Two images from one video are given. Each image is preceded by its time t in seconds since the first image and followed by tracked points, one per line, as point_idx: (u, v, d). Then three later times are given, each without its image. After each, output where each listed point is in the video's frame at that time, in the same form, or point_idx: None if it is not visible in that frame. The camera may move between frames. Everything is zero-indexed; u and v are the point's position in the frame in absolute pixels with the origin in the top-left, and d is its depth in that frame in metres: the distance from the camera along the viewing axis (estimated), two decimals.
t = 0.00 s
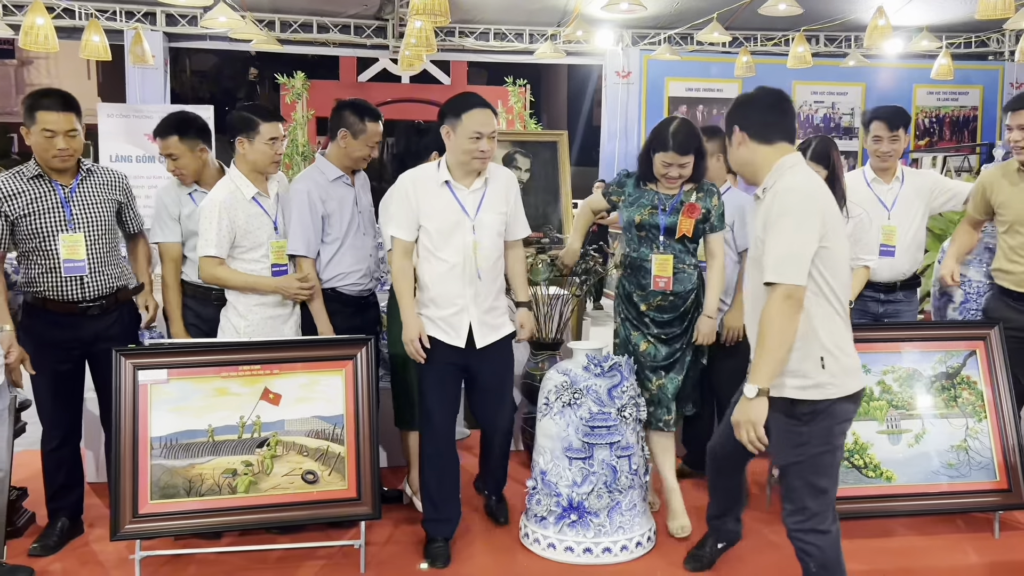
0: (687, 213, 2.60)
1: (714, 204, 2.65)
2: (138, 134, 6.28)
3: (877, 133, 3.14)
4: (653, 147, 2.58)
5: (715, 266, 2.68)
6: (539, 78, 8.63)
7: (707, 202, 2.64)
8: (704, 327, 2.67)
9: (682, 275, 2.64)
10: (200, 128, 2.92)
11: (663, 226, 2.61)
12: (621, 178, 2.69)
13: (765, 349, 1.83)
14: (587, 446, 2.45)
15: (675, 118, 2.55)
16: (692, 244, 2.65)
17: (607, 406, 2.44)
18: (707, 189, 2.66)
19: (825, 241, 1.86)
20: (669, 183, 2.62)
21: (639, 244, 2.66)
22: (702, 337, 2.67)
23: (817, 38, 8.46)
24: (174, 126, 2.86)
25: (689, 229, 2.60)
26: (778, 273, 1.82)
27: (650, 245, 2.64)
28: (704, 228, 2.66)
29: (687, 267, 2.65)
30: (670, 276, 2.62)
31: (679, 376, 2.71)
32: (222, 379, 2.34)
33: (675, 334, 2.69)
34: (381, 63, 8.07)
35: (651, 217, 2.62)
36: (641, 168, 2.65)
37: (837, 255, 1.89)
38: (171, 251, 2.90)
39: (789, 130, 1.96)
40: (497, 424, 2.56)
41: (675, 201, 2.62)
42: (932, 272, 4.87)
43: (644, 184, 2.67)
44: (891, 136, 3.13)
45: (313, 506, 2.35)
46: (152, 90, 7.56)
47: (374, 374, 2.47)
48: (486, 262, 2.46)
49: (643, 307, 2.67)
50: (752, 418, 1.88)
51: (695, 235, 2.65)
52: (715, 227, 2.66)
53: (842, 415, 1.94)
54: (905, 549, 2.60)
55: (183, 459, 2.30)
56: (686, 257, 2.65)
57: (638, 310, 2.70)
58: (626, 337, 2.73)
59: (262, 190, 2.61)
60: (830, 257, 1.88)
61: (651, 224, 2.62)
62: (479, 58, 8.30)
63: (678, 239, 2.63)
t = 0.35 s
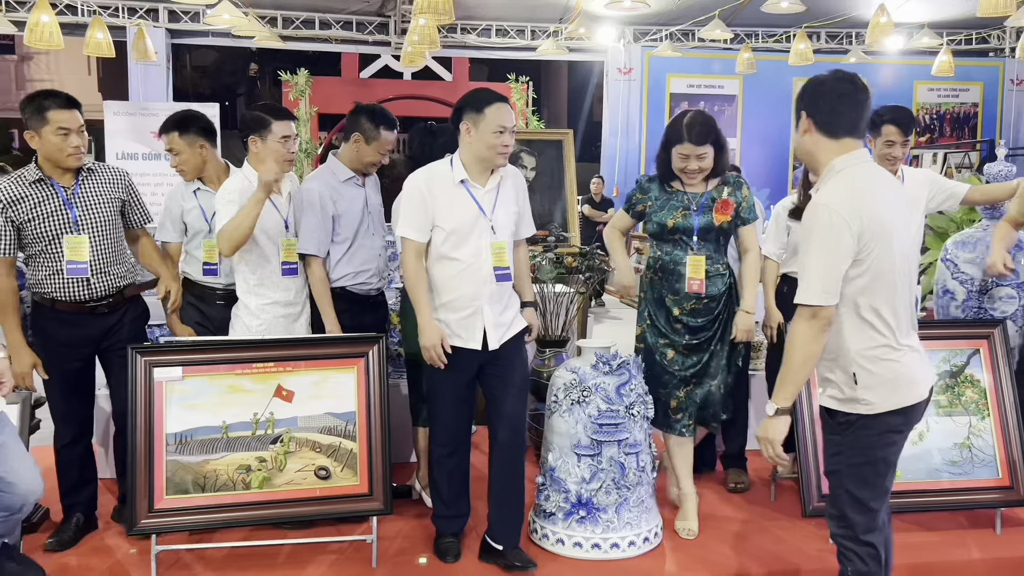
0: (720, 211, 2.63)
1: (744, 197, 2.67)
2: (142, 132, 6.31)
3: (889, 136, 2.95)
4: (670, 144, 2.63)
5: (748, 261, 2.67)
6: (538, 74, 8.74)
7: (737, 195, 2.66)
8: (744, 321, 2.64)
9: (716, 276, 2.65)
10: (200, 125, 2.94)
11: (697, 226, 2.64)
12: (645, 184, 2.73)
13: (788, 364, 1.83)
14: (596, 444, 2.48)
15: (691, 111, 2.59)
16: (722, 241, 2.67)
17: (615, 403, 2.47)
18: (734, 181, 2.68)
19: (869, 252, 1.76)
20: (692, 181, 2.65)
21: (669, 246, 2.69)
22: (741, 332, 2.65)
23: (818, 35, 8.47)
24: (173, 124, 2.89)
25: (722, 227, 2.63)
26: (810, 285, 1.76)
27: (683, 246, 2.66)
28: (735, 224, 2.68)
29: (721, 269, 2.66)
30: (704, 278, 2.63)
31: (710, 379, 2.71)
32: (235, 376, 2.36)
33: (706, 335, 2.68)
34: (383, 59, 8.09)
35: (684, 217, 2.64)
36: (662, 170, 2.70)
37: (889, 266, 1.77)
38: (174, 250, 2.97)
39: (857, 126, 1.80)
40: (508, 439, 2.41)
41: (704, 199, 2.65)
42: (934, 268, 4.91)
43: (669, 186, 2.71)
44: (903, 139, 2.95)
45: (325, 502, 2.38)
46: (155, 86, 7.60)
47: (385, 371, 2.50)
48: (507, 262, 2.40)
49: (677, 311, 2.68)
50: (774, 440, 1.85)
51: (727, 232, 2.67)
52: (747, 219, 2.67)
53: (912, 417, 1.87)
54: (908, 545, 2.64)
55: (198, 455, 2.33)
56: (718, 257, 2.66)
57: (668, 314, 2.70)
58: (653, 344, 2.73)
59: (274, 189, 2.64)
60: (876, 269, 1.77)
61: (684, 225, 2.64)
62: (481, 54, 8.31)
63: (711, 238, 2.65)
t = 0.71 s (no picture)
0: (752, 206, 2.53)
1: (775, 192, 2.57)
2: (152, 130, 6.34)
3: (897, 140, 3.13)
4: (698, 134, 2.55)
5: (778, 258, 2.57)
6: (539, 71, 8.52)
7: (769, 190, 2.56)
8: (774, 321, 2.52)
9: (745, 271, 2.57)
10: (208, 123, 2.94)
11: (727, 221, 2.54)
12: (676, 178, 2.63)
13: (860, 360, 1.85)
14: (608, 440, 2.51)
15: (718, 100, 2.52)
16: (751, 238, 2.59)
17: (627, 400, 2.51)
18: (767, 177, 2.58)
19: (953, 260, 1.71)
20: (723, 170, 2.54)
21: (698, 242, 2.59)
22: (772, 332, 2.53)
23: (820, 33, 8.49)
24: (183, 120, 2.91)
25: (756, 223, 2.54)
26: (885, 289, 1.75)
27: (713, 240, 2.57)
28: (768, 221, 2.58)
29: (751, 264, 2.57)
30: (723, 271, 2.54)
31: (743, 382, 2.60)
32: (252, 373, 2.40)
33: (737, 335, 2.58)
34: (387, 57, 8.12)
35: (716, 212, 2.55)
36: (693, 163, 2.61)
37: (971, 274, 1.72)
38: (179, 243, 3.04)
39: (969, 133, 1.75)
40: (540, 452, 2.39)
41: (736, 193, 2.55)
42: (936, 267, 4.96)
43: (698, 179, 2.61)
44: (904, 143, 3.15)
45: (341, 497, 2.42)
46: (160, 84, 7.63)
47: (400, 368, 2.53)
48: (544, 257, 2.36)
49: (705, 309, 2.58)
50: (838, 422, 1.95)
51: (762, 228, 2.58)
52: (778, 217, 2.56)
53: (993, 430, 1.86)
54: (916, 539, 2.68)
55: (215, 451, 2.37)
56: (747, 252, 2.57)
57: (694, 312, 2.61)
58: (682, 343, 2.66)
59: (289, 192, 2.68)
60: (958, 277, 1.72)
61: (715, 220, 2.55)
62: (484, 52, 8.34)
63: (742, 232, 2.56)
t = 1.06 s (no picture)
0: (781, 208, 2.45)
1: (809, 200, 2.47)
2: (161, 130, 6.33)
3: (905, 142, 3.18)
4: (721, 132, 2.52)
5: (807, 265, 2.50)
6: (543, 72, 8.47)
7: (802, 196, 2.46)
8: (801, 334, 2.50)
9: (771, 274, 2.49)
10: (193, 122, 2.89)
11: (751, 222, 2.46)
12: (708, 178, 2.58)
13: (965, 354, 1.75)
14: (619, 438, 2.55)
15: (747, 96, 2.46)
16: (781, 241, 2.50)
17: (638, 399, 2.54)
18: (802, 181, 2.48)
19: None
20: (750, 168, 2.48)
21: (722, 243, 2.52)
22: (800, 345, 2.50)
23: (824, 33, 8.47)
24: (167, 120, 2.85)
25: (782, 227, 2.46)
26: (997, 273, 1.70)
27: (738, 239, 2.50)
28: (798, 226, 2.48)
29: (778, 267, 2.49)
30: (755, 272, 2.48)
31: (762, 388, 2.56)
32: (268, 371, 2.42)
33: (765, 339, 2.52)
34: (392, 57, 8.12)
35: (738, 213, 2.47)
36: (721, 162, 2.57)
37: None
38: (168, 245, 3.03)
39: None
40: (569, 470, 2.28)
41: (765, 195, 2.47)
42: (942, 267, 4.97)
43: (730, 178, 2.54)
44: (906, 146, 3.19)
45: (357, 494, 2.44)
46: (165, 83, 7.63)
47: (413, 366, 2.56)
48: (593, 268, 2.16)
49: (728, 310, 2.52)
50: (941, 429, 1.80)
51: (789, 233, 2.49)
52: (812, 224, 2.48)
53: None
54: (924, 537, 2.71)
55: (232, 448, 2.39)
56: (774, 254, 2.49)
57: (720, 315, 2.55)
58: (706, 345, 2.59)
59: (305, 194, 2.71)
60: None
61: (738, 221, 2.48)
62: (489, 52, 8.35)
63: (770, 234, 2.48)
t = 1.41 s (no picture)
0: (799, 224, 2.37)
1: (826, 215, 2.40)
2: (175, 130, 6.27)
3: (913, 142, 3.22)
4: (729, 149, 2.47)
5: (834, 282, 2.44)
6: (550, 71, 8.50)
7: (819, 212, 2.39)
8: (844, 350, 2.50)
9: (796, 293, 2.40)
10: (169, 127, 2.91)
11: (769, 239, 2.39)
12: (720, 199, 2.52)
13: None
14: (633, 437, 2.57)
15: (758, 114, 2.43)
16: (804, 258, 2.42)
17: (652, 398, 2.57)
18: (817, 198, 2.41)
19: None
20: (765, 186, 2.42)
21: (742, 263, 2.46)
22: (846, 362, 2.51)
23: (832, 33, 8.47)
24: (144, 127, 2.87)
25: (801, 243, 2.37)
26: None
27: (757, 259, 2.42)
28: (818, 242, 2.40)
29: (801, 286, 2.41)
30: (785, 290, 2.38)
31: (786, 414, 2.45)
32: (287, 370, 2.45)
33: (789, 364, 2.42)
34: (400, 57, 8.14)
35: (755, 231, 2.40)
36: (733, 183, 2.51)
37: None
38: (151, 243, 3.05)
39: None
40: (662, 500, 1.98)
41: (781, 212, 2.40)
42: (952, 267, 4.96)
43: (742, 198, 2.48)
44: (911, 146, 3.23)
45: (373, 492, 2.46)
46: (174, 84, 7.66)
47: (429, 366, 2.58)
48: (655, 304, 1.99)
49: (752, 334, 2.42)
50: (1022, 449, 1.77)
51: (808, 250, 2.41)
52: (832, 240, 2.40)
53: None
54: (936, 537, 2.73)
55: (250, 447, 2.42)
56: (798, 273, 2.41)
57: (741, 338, 2.44)
58: (726, 371, 2.49)
59: (323, 196, 2.74)
60: None
61: (755, 239, 2.40)
62: (496, 52, 8.36)
63: (789, 253, 2.40)
